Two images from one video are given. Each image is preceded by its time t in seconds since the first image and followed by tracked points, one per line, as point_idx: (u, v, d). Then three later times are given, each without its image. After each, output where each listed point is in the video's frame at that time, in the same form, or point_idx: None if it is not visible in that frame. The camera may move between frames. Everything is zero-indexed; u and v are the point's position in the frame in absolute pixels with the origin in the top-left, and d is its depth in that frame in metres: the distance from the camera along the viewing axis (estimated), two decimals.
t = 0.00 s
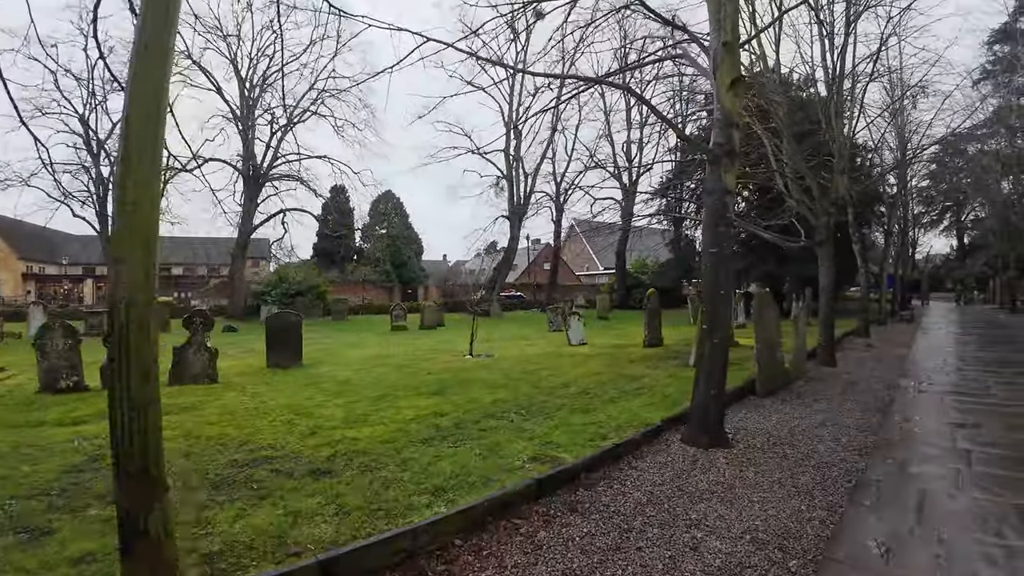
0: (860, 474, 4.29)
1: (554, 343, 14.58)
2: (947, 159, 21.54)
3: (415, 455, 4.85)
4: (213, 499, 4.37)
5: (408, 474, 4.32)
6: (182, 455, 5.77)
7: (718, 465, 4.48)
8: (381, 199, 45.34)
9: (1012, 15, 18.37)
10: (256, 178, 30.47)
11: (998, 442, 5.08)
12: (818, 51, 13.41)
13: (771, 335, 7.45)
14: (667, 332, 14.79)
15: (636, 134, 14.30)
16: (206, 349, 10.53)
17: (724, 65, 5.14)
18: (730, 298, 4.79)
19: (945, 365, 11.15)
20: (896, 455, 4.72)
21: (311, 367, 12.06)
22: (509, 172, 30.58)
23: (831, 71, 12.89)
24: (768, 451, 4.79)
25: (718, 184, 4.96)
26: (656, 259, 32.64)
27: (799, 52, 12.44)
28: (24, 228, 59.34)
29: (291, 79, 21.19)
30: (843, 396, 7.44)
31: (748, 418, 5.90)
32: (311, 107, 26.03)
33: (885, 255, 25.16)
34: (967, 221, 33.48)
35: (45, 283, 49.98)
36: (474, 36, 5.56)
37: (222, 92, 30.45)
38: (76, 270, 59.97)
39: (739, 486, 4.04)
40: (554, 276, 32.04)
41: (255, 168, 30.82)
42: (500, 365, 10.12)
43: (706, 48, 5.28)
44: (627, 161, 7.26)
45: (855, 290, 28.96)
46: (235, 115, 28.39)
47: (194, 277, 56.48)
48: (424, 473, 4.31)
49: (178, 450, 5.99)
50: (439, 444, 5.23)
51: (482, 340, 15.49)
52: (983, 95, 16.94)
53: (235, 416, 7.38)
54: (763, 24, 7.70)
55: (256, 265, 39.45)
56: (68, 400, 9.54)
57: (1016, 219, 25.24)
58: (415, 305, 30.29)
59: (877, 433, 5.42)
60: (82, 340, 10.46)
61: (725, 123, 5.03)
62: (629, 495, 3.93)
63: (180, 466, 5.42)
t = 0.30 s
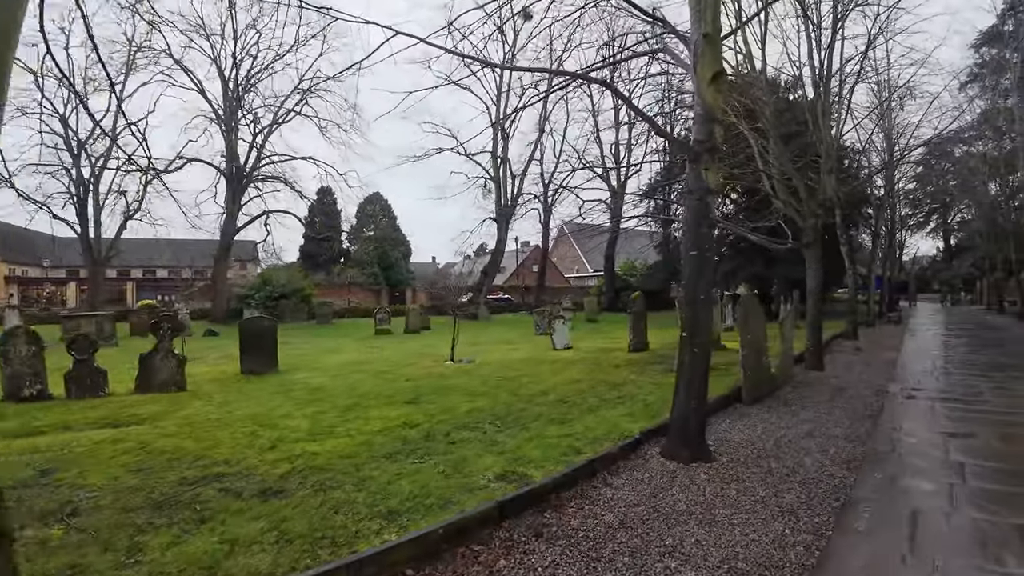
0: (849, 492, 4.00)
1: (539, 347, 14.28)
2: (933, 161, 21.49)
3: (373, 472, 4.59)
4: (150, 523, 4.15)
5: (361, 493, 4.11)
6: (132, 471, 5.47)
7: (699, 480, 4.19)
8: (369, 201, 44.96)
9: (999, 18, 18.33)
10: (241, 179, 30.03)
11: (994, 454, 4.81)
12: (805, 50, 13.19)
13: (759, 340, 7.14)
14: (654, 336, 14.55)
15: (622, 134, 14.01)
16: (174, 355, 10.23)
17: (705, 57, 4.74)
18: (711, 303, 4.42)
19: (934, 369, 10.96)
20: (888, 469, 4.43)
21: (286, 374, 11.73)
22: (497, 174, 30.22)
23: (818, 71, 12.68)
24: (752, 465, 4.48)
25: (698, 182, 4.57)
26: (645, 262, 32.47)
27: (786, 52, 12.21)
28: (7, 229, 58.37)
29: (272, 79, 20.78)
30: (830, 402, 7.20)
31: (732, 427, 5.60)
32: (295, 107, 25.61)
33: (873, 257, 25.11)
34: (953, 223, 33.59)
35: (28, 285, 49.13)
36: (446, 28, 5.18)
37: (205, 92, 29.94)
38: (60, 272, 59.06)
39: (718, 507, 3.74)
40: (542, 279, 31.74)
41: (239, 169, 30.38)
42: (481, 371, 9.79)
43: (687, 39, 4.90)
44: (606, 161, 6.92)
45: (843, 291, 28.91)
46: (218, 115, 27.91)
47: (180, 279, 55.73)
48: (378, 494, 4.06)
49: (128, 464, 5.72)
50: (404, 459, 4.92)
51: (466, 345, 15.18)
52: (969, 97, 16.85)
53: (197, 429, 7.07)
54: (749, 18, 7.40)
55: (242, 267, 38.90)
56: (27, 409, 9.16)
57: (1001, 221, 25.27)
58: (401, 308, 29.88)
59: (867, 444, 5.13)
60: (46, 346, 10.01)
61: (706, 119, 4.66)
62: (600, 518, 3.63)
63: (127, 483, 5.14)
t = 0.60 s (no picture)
0: (831, 504, 3.76)
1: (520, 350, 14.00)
2: (917, 163, 21.52)
3: (323, 488, 4.32)
4: (82, 536, 3.84)
5: (307, 511, 3.85)
6: (75, 480, 5.13)
7: (670, 492, 3.93)
8: (354, 202, 44.45)
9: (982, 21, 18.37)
10: (220, 178, 29.50)
11: (980, 460, 4.60)
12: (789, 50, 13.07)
13: (740, 344, 6.90)
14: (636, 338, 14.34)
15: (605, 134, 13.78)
16: (138, 359, 9.86)
17: (680, 49, 4.50)
18: (686, 305, 4.12)
19: (917, 371, 10.84)
20: (870, 479, 4.20)
21: (258, 378, 11.37)
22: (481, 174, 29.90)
23: (801, 71, 12.54)
24: (727, 475, 4.23)
25: (672, 178, 4.29)
26: (630, 264, 32.34)
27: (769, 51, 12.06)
28: None
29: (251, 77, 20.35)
30: (812, 406, 7.00)
31: (709, 433, 5.35)
32: (276, 106, 25.15)
33: (857, 259, 25.12)
34: (935, 226, 33.81)
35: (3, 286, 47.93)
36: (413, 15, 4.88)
37: (185, 90, 29.37)
38: (36, 274, 57.76)
39: (689, 522, 3.48)
40: (527, 281, 31.47)
41: (219, 168, 29.85)
42: (456, 375, 9.49)
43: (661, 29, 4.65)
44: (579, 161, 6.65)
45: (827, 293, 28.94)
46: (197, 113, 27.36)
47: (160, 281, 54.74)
48: (326, 511, 3.81)
49: (72, 473, 5.38)
50: (360, 471, 4.64)
51: (445, 348, 14.88)
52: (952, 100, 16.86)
53: (152, 437, 6.73)
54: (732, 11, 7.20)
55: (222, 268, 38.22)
56: None
57: (983, 223, 25.43)
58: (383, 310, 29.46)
59: (850, 451, 4.90)
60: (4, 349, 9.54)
61: (680, 112, 4.40)
62: (562, 534, 3.36)
63: (67, 492, 4.81)
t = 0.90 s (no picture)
0: (803, 521, 3.52)
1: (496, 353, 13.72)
2: (895, 167, 21.64)
3: (261, 507, 4.01)
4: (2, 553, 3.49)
5: (240, 532, 3.55)
6: (7, 491, 4.77)
7: (633, 508, 3.67)
8: (335, 203, 43.91)
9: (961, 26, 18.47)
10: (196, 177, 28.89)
11: (959, 470, 4.39)
12: (768, 51, 12.95)
13: (715, 348, 6.67)
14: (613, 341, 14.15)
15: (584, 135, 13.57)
16: (94, 363, 9.44)
17: (645, 38, 4.22)
18: (652, 309, 3.84)
19: (894, 374, 10.74)
20: (844, 493, 3.96)
21: (223, 382, 10.98)
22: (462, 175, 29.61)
23: (781, 72, 12.41)
24: (694, 489, 3.97)
25: (637, 175, 4.00)
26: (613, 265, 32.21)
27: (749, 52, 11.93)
28: None
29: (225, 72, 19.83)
30: (788, 410, 6.81)
31: (679, 442, 5.11)
32: (252, 104, 24.63)
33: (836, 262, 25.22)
34: (913, 229, 34.17)
35: None
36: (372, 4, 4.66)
37: (159, 86, 28.70)
38: (8, 274, 56.37)
39: (650, 543, 3.22)
40: (508, 282, 31.22)
41: (195, 167, 29.22)
42: (426, 379, 9.19)
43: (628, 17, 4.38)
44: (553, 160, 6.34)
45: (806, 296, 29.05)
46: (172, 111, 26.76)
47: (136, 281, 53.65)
48: (260, 531, 3.51)
49: (6, 483, 5.01)
50: (305, 487, 4.33)
51: (420, 351, 14.56)
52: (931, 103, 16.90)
53: (98, 446, 6.36)
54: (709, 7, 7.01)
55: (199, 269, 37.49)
56: None
57: (960, 227, 25.66)
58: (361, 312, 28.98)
59: (824, 461, 4.67)
60: None
61: (645, 106, 4.14)
62: (512, 557, 3.08)
63: None
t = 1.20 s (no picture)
0: (777, 537, 3.30)
1: (472, 356, 13.43)
2: (872, 171, 21.78)
3: (196, 528, 3.70)
4: None
5: (167, 554, 3.25)
6: None
7: (597, 524, 3.42)
8: (313, 203, 43.22)
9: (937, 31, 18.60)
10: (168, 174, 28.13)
11: (939, 478, 4.20)
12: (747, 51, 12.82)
13: (690, 353, 6.45)
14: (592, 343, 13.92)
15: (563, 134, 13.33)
16: (45, 367, 8.96)
17: (613, 26, 3.97)
18: (618, 311, 3.60)
19: (870, 376, 10.67)
20: (821, 504, 3.75)
21: (186, 387, 10.54)
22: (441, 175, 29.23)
23: (759, 73, 12.31)
24: (664, 502, 3.73)
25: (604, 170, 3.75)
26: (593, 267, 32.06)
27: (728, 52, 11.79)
28: None
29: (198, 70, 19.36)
30: (765, 415, 6.63)
31: (650, 450, 4.86)
32: (226, 101, 24.04)
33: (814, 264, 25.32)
34: (888, 231, 34.62)
35: None
36: None
37: (131, 82, 27.96)
38: None
39: (613, 563, 2.97)
40: (487, 283, 30.91)
41: (167, 165, 28.46)
42: (396, 383, 8.88)
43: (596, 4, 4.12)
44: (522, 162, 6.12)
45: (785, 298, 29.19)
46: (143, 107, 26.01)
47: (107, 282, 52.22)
48: (193, 552, 3.21)
49: None
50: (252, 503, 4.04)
51: (394, 354, 14.20)
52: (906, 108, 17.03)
53: (38, 456, 5.95)
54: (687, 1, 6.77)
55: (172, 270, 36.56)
56: None
57: (934, 230, 25.97)
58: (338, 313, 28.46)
59: (800, 470, 4.46)
60: None
61: (613, 98, 3.89)
62: None
63: None
